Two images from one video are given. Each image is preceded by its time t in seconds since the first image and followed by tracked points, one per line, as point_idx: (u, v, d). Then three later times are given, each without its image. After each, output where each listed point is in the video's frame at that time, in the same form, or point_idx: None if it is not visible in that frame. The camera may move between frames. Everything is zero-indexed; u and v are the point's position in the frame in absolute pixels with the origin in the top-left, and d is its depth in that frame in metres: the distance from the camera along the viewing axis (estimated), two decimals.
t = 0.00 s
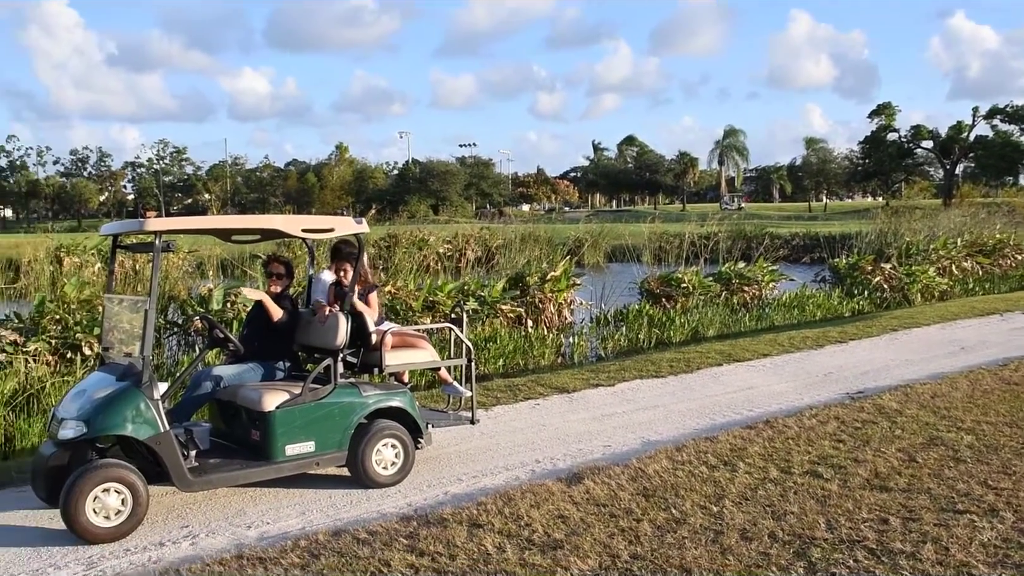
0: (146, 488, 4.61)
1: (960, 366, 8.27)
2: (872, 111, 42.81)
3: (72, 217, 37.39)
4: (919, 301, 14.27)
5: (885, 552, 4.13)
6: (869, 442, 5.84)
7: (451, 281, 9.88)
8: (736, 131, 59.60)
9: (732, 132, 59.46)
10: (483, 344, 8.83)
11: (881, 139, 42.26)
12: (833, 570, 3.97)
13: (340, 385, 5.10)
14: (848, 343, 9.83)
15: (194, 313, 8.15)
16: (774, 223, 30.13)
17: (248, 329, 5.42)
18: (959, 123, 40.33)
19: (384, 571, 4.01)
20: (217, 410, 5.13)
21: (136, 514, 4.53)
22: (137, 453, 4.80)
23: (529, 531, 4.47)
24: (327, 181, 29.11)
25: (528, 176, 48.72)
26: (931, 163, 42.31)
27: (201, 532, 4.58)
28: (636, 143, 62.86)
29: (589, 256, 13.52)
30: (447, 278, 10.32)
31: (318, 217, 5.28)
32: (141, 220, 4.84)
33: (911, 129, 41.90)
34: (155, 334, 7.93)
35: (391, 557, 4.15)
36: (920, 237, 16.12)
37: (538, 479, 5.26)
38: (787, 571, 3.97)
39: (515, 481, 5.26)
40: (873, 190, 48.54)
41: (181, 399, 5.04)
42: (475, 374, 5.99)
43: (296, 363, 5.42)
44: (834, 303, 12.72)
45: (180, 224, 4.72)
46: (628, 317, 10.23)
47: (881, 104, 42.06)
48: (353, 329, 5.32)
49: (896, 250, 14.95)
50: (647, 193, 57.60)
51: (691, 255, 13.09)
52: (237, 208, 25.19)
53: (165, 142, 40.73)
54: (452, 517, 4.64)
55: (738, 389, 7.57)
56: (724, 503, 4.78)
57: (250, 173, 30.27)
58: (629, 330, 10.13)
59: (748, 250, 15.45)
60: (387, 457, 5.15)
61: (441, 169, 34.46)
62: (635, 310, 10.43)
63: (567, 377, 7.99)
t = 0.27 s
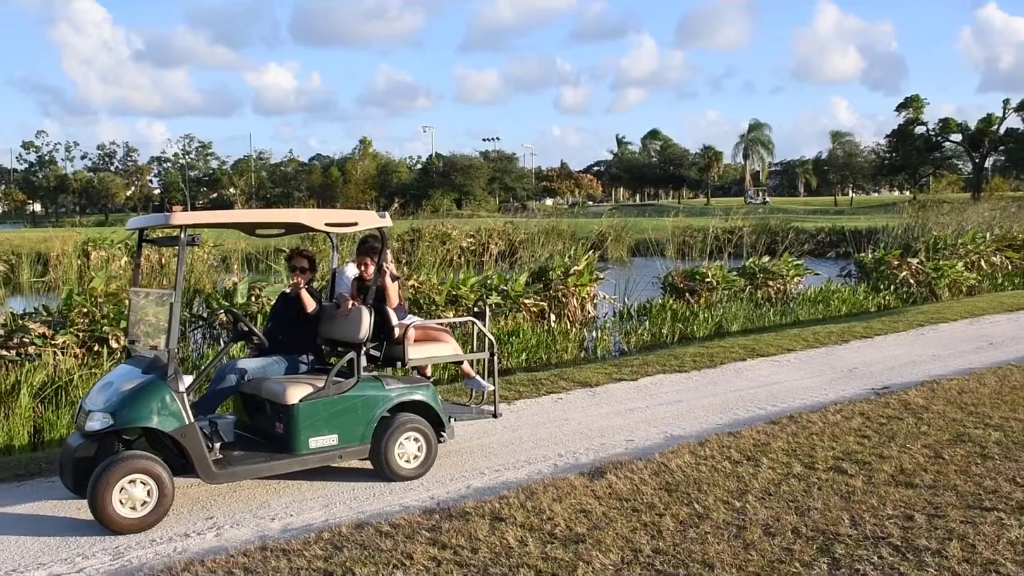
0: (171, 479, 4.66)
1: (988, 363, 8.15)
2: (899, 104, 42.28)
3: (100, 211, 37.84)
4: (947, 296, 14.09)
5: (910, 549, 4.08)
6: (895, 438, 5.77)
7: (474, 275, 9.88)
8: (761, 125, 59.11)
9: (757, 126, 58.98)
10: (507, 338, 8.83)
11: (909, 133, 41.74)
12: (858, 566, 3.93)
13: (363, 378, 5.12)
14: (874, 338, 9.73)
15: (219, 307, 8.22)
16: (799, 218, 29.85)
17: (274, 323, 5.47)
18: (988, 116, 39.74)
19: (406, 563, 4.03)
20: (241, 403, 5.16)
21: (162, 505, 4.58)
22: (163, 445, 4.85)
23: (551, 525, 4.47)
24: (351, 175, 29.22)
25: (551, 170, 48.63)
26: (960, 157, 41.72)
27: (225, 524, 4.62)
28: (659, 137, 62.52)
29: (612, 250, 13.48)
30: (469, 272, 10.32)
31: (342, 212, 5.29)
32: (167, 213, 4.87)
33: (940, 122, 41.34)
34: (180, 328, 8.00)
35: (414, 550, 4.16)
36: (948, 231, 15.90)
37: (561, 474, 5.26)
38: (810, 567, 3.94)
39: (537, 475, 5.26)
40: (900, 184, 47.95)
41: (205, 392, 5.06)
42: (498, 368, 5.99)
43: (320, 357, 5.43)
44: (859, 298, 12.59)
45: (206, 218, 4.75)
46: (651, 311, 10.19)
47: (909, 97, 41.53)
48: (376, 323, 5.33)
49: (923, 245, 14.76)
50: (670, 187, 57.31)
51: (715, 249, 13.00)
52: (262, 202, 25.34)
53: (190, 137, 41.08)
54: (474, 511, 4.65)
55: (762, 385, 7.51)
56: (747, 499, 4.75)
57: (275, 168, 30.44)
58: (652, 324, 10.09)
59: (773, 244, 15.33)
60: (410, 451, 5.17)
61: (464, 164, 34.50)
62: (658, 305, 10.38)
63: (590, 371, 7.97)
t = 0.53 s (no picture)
0: (186, 476, 4.69)
1: (1005, 362, 8.08)
2: (916, 102, 41.98)
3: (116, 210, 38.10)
4: (963, 295, 13.99)
5: (924, 549, 4.06)
6: (909, 438, 5.74)
7: (487, 274, 9.89)
8: (776, 123, 58.83)
9: (772, 124, 58.71)
10: (520, 336, 8.83)
11: (925, 131, 41.50)
12: (871, 566, 3.91)
13: (377, 376, 5.14)
14: (889, 337, 9.67)
15: (233, 305, 8.26)
16: (814, 216, 29.69)
17: (288, 321, 5.49)
18: (1006, 113, 39.39)
19: (419, 561, 4.04)
20: (256, 401, 5.19)
21: (177, 502, 4.61)
22: (178, 443, 4.88)
23: (564, 523, 4.47)
24: (365, 174, 29.29)
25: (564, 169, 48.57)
26: (977, 155, 41.36)
27: (239, 520, 4.64)
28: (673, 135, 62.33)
29: (626, 249, 13.46)
30: (483, 270, 10.33)
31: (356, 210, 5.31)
32: (182, 212, 4.90)
33: (956, 120, 41.01)
34: (195, 326, 8.04)
35: (427, 548, 4.17)
36: (964, 230, 15.78)
37: (574, 472, 5.25)
38: (824, 566, 3.92)
39: (550, 473, 5.26)
40: (917, 182, 47.59)
41: (220, 389, 5.08)
42: (511, 366, 6.00)
43: (334, 355, 5.45)
44: (874, 297, 12.51)
45: (220, 217, 4.78)
46: (665, 310, 10.16)
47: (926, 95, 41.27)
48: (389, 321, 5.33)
49: (939, 243, 14.65)
50: (684, 186, 57.14)
51: (730, 247, 12.95)
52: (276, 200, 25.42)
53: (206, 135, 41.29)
54: (487, 509, 4.65)
55: (776, 383, 7.48)
56: (760, 498, 4.73)
57: (289, 166, 30.55)
58: (666, 323, 10.06)
59: (788, 243, 15.26)
60: (423, 449, 5.18)
61: (478, 162, 34.52)
62: (672, 303, 10.35)
63: (603, 370, 7.96)
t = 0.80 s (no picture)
0: (210, 475, 4.73)
1: None
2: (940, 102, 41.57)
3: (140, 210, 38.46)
4: (988, 297, 13.83)
5: (948, 552, 4.02)
6: (933, 440, 5.68)
7: (508, 275, 9.89)
8: (798, 123, 58.43)
9: (794, 124, 58.32)
10: (541, 337, 8.83)
11: (951, 131, 41.34)
12: (894, 569, 3.88)
13: (399, 376, 5.16)
14: (913, 339, 9.58)
15: (256, 305, 8.32)
16: (836, 216, 29.44)
17: (310, 321, 5.52)
18: None
19: (440, 560, 4.05)
20: (278, 400, 5.22)
21: (201, 500, 4.65)
22: (202, 441, 4.92)
23: (585, 524, 4.46)
24: (386, 175, 29.39)
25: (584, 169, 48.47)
26: (1003, 155, 40.85)
27: (262, 519, 4.67)
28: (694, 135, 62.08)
29: (647, 249, 13.42)
30: (504, 271, 10.34)
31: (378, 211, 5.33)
32: (206, 212, 4.93)
33: (982, 120, 40.56)
34: (218, 325, 8.11)
35: (448, 547, 4.18)
36: (990, 231, 15.60)
37: (595, 473, 5.25)
38: (846, 569, 3.89)
39: (571, 473, 5.26)
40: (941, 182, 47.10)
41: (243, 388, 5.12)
42: (532, 366, 6.00)
43: (356, 355, 5.48)
44: (898, 298, 12.39)
45: (243, 218, 4.81)
46: (686, 311, 10.12)
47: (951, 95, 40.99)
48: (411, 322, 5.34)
49: (964, 244, 14.49)
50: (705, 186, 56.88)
51: (751, 248, 12.88)
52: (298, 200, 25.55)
53: (228, 136, 41.60)
54: (508, 509, 4.66)
55: (798, 385, 7.43)
56: (782, 499, 4.70)
57: (311, 167, 30.71)
58: (687, 324, 10.02)
59: (810, 244, 15.16)
60: (444, 448, 5.19)
61: (500, 163, 34.58)
62: (693, 304, 10.31)
63: (624, 370, 7.94)
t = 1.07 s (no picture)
0: (235, 470, 4.77)
1: None
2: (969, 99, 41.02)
3: (167, 208, 38.85)
4: (1018, 296, 13.64)
5: (975, 554, 3.97)
6: (960, 441, 5.61)
7: (531, 273, 9.89)
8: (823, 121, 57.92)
9: (819, 122, 57.82)
10: (564, 335, 8.82)
11: (980, 128, 40.72)
12: (920, 570, 3.84)
13: (422, 373, 5.17)
14: (940, 339, 9.47)
15: (280, 301, 8.38)
16: (863, 215, 29.15)
17: (334, 317, 5.55)
18: None
19: (463, 556, 4.06)
20: (302, 396, 5.26)
21: (226, 495, 4.69)
22: (227, 437, 4.96)
23: (607, 522, 4.46)
24: (409, 172, 29.47)
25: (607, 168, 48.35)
26: None
27: (286, 514, 4.71)
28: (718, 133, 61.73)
29: (670, 248, 13.36)
30: (527, 268, 10.34)
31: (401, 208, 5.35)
32: (231, 210, 4.97)
33: (1011, 117, 39.98)
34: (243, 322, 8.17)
35: (470, 544, 4.19)
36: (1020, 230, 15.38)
37: (617, 471, 5.24)
38: (871, 569, 3.85)
39: (594, 471, 5.25)
40: (969, 181, 46.49)
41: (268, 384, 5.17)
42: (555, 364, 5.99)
43: (380, 352, 5.50)
44: (925, 298, 12.25)
45: (268, 215, 4.84)
46: (710, 310, 10.07)
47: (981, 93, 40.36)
48: (435, 319, 5.35)
49: (993, 243, 14.30)
50: (729, 184, 56.53)
51: (776, 247, 12.79)
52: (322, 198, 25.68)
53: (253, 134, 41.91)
54: (531, 506, 4.66)
55: (823, 384, 7.38)
56: (806, 499, 4.67)
57: (334, 165, 30.85)
58: (711, 323, 9.97)
59: (835, 242, 15.03)
60: (467, 446, 5.20)
61: (524, 160, 34.57)
62: (717, 303, 10.25)
63: (647, 369, 7.91)
